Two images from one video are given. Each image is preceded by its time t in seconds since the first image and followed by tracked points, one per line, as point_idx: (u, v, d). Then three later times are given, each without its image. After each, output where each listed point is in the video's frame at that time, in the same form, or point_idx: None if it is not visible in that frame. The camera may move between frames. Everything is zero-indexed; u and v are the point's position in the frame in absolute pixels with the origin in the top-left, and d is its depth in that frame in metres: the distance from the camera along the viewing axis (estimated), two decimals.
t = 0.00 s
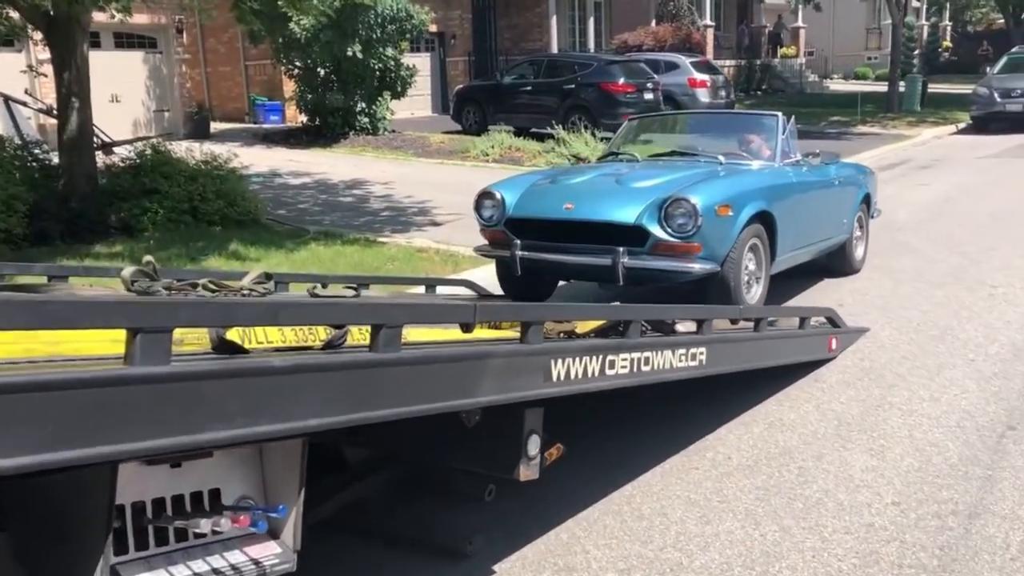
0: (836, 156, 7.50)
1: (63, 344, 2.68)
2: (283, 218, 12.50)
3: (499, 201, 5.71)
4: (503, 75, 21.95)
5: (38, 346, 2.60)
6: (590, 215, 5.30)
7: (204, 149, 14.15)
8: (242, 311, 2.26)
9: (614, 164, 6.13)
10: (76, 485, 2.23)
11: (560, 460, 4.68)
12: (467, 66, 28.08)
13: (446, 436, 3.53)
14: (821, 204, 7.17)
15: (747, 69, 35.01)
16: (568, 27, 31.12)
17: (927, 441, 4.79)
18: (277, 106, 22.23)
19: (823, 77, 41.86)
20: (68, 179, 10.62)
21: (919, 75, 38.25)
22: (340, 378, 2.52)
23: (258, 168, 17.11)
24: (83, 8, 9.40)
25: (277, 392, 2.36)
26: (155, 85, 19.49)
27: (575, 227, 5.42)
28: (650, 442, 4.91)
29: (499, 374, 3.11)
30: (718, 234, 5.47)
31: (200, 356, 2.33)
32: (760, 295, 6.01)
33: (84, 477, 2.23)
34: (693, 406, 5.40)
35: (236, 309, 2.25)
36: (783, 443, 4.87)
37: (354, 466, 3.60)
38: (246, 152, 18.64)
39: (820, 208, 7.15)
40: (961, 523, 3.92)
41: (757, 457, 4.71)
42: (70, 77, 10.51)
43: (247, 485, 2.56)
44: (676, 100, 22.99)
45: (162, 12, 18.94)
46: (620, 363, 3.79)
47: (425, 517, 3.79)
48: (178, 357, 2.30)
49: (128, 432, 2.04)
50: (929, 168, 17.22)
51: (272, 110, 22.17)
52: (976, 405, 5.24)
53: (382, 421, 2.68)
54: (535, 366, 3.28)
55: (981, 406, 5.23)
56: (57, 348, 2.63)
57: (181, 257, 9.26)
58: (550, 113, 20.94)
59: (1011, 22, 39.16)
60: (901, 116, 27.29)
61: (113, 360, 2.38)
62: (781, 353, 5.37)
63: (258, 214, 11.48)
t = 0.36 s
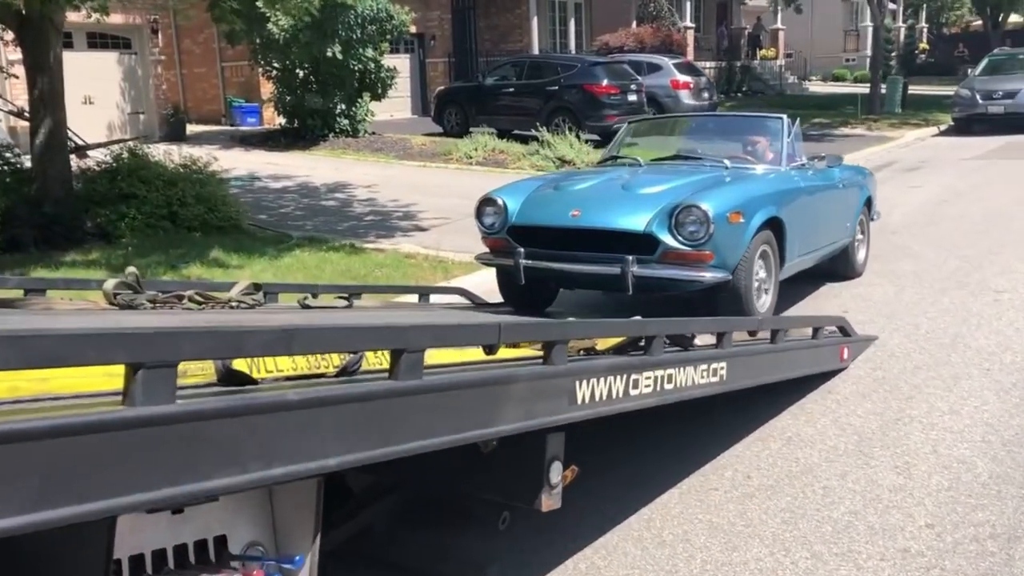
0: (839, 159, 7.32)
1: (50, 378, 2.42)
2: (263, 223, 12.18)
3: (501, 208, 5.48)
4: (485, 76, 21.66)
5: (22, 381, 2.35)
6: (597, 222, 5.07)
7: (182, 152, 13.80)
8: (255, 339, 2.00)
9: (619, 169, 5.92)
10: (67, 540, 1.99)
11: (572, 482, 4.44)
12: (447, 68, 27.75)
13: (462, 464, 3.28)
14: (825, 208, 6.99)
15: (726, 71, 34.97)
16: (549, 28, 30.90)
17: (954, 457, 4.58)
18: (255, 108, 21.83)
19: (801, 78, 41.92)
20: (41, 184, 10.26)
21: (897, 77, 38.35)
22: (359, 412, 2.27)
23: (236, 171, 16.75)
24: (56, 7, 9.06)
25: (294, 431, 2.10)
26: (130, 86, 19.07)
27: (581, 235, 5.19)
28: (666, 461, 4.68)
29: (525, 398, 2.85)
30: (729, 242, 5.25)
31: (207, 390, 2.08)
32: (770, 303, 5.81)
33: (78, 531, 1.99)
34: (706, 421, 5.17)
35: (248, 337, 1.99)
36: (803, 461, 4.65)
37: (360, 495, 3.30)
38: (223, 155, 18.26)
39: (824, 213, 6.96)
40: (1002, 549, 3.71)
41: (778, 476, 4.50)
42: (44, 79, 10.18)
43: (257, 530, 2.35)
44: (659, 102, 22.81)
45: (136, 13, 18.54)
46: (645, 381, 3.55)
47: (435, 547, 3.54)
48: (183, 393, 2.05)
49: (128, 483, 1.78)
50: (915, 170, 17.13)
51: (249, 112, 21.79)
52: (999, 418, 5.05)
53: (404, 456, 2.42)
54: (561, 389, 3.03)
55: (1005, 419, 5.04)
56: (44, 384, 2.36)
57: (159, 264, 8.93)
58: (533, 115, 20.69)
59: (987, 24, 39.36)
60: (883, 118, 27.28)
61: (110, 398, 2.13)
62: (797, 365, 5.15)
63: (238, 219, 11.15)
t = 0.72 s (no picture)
0: (816, 163, 7.24)
1: (42, 422, 2.22)
2: (220, 233, 11.79)
3: (484, 216, 5.28)
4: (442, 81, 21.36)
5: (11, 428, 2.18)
6: (586, 230, 4.90)
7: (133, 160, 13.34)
8: (273, 370, 1.81)
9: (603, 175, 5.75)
10: None
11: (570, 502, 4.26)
12: (401, 73, 27.35)
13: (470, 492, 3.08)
14: (805, 211, 6.90)
15: (679, 75, 35.13)
16: (502, 32, 30.70)
17: (957, 466, 4.49)
18: (205, 113, 21.30)
19: (752, 83, 42.28)
20: None
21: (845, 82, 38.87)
22: (381, 446, 2.07)
23: (189, 178, 16.28)
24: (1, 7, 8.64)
25: (314, 472, 1.91)
26: (75, 92, 18.47)
27: (569, 244, 5.00)
28: (664, 477, 4.52)
29: (543, 422, 2.66)
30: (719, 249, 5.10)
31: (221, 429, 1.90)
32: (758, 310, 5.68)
33: None
34: (701, 433, 5.02)
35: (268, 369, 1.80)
36: (804, 473, 4.53)
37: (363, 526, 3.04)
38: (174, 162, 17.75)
39: (804, 217, 6.87)
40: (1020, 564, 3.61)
41: (780, 490, 4.36)
42: None
43: None
44: (616, 107, 22.77)
45: (82, 16, 17.98)
46: (655, 399, 3.38)
47: None
48: (193, 433, 1.87)
49: (137, 541, 1.61)
50: (873, 174, 17.28)
51: (200, 118, 21.30)
52: (995, 425, 4.98)
53: (426, 491, 2.23)
54: (578, 410, 2.85)
55: (1000, 425, 4.98)
56: (38, 430, 2.20)
57: (114, 277, 8.53)
58: (491, 120, 20.47)
59: (931, 29, 40.11)
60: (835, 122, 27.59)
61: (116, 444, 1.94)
62: (791, 374, 5.03)
63: (196, 228, 10.77)
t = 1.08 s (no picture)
0: (770, 166, 7.25)
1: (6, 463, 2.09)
2: (159, 243, 11.41)
3: (446, 225, 5.13)
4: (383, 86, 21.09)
5: None
6: (551, 238, 4.78)
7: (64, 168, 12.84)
8: (254, 398, 1.72)
9: (564, 181, 5.66)
10: None
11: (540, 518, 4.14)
12: (340, 78, 26.94)
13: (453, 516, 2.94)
14: (761, 214, 6.89)
15: (619, 81, 35.32)
16: (443, 37, 30.50)
17: (927, 469, 4.47)
18: (139, 120, 20.70)
19: (691, 88, 42.75)
20: None
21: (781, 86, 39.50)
22: (369, 475, 1.96)
23: (124, 187, 15.76)
24: None
25: (300, 507, 1.81)
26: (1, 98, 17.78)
27: (535, 252, 4.88)
28: (636, 488, 4.43)
29: (530, 441, 2.54)
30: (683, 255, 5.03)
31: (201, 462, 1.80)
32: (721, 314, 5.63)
33: None
34: (669, 443, 4.93)
35: (249, 399, 1.71)
36: (777, 479, 4.47)
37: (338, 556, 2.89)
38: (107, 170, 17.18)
39: (760, 220, 6.87)
40: (998, 569, 3.58)
41: (753, 497, 4.30)
42: None
43: None
44: (559, 112, 22.77)
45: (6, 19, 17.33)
46: (635, 411, 3.27)
47: None
48: (170, 470, 1.78)
49: None
50: (814, 176, 17.52)
51: (133, 124, 20.70)
52: (960, 426, 4.98)
53: (416, 520, 2.10)
54: (563, 426, 2.73)
55: (965, 426, 4.99)
56: None
57: (47, 290, 8.15)
58: (435, 125, 20.27)
59: (863, 35, 40.99)
60: (774, 126, 27.99)
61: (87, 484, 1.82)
62: (757, 379, 4.97)
63: (133, 239, 10.37)
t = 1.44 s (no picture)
0: (746, 167, 7.18)
1: None
2: (117, 249, 11.06)
3: (426, 231, 4.97)
4: (344, 88, 20.79)
5: None
6: (535, 244, 4.64)
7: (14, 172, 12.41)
8: (250, 428, 1.60)
9: (546, 185, 5.52)
10: None
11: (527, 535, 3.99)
12: (299, 80, 26.52)
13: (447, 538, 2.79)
14: (738, 216, 6.81)
15: (580, 83, 35.26)
16: (404, 39, 30.24)
17: (919, 475, 4.40)
18: (93, 123, 20.20)
19: (651, 90, 42.88)
20: None
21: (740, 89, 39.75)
22: (372, 505, 1.82)
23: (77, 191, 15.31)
24: None
25: (299, 543, 1.68)
26: None
27: (518, 259, 4.74)
28: (624, 501, 4.30)
29: (533, 459, 2.40)
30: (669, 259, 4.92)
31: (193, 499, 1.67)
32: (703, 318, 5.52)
33: None
34: (655, 453, 4.81)
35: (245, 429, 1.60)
36: (767, 489, 4.36)
37: None
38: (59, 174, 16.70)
39: (738, 222, 6.79)
40: None
41: (745, 508, 4.18)
42: None
43: None
44: (523, 114, 22.64)
45: None
46: (632, 423, 3.13)
47: None
48: (158, 508, 1.65)
49: None
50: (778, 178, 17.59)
51: (88, 127, 20.16)
52: (948, 431, 4.92)
53: (419, 552, 1.96)
54: (564, 443, 2.58)
55: (952, 430, 4.93)
56: None
57: None
58: (398, 127, 20.02)
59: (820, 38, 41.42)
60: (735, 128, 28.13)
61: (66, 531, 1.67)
62: (744, 386, 4.86)
63: (91, 245, 10.00)
